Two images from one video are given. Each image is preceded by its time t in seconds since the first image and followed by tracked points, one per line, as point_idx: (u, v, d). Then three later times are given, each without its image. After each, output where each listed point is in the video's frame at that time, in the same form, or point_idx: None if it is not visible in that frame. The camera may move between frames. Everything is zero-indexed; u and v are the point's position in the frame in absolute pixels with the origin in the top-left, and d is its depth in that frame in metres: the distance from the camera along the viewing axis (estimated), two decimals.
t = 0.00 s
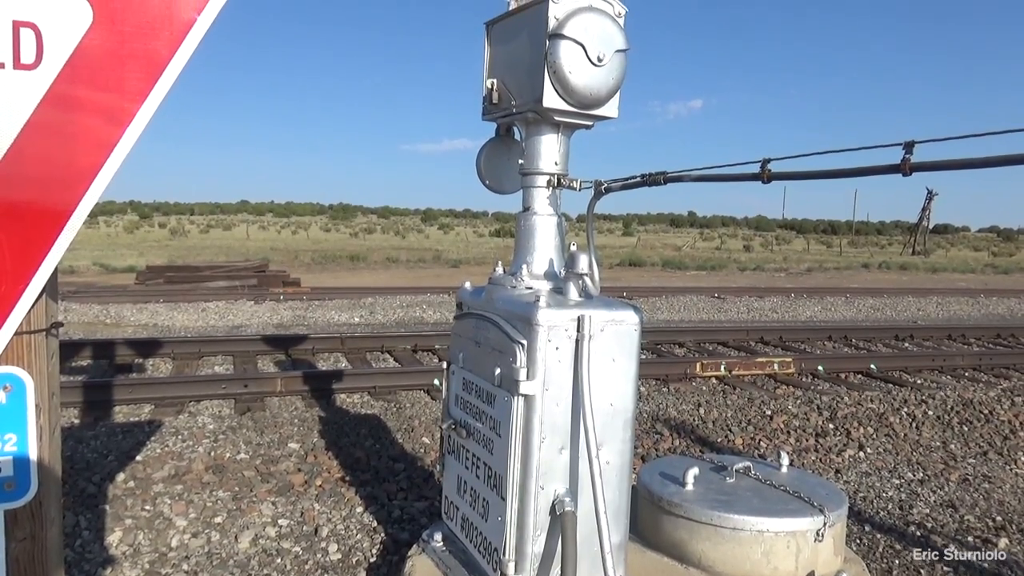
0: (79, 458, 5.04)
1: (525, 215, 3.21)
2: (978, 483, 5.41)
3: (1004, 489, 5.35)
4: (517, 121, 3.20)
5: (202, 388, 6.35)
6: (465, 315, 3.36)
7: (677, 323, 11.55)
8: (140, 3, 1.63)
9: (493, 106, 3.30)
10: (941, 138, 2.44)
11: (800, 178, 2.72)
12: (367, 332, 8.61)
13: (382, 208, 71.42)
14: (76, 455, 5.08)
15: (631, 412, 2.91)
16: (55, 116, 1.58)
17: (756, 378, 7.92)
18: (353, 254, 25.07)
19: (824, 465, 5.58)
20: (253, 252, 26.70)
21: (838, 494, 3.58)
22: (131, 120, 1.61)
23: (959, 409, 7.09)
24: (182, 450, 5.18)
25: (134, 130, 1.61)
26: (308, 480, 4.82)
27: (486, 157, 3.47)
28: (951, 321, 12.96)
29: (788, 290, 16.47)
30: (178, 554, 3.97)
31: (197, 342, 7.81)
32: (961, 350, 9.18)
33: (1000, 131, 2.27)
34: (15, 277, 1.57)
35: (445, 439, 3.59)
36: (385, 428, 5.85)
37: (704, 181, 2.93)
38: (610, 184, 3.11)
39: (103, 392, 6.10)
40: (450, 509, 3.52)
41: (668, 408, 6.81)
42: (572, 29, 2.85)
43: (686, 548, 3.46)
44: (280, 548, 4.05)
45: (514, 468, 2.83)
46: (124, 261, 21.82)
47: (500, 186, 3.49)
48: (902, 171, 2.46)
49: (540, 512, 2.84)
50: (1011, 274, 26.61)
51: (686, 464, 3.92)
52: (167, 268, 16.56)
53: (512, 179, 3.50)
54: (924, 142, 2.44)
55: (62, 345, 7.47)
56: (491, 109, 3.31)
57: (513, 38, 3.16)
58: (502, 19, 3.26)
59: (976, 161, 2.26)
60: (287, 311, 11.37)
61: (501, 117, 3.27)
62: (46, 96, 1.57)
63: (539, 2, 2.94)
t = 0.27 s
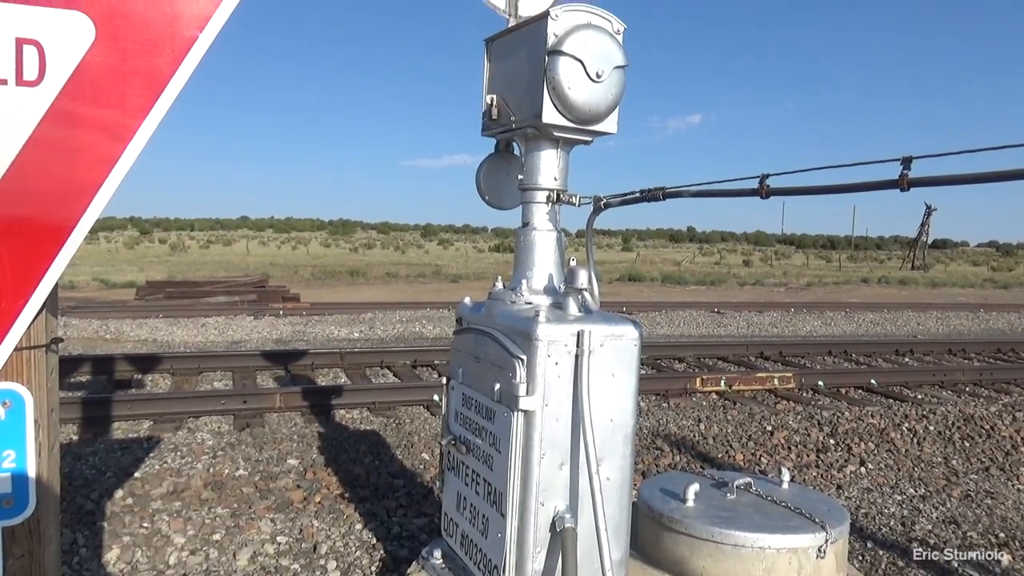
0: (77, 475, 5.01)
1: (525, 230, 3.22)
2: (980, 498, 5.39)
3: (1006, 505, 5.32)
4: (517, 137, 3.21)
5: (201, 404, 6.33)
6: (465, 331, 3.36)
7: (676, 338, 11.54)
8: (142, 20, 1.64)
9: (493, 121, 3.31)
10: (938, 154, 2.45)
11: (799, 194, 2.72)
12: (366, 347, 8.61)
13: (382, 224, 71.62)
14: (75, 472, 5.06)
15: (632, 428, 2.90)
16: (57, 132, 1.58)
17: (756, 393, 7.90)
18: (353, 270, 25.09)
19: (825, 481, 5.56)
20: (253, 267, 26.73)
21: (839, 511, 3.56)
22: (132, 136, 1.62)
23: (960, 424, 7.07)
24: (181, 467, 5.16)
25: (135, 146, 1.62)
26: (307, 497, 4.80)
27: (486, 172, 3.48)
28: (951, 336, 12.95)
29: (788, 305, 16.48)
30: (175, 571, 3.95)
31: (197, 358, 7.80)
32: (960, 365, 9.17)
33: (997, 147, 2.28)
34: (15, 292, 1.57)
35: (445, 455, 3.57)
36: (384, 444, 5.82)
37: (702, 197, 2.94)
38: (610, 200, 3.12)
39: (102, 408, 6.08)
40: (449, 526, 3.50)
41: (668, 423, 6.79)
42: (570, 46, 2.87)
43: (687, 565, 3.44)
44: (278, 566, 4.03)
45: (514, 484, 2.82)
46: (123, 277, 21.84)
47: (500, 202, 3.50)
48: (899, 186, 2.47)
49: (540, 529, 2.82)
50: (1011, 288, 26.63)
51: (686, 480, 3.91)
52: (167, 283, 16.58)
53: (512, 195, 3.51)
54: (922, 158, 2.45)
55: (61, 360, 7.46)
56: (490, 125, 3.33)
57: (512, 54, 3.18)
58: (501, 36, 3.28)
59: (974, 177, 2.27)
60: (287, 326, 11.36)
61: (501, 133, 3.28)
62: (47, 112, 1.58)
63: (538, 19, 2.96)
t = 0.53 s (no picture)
0: (74, 494, 4.98)
1: (524, 248, 3.23)
2: (982, 517, 5.36)
3: (1009, 524, 5.29)
4: (515, 155, 3.23)
5: (199, 423, 6.31)
6: (464, 349, 3.36)
7: (676, 356, 11.52)
8: (144, 40, 1.66)
9: (492, 140, 3.33)
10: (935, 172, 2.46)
11: (797, 212, 2.73)
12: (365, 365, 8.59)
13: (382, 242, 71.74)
14: (72, 491, 5.03)
15: (631, 446, 2.89)
16: (58, 151, 1.59)
17: (756, 411, 7.88)
18: (352, 288, 25.10)
19: (826, 500, 5.53)
20: (252, 285, 26.71)
21: (841, 530, 3.54)
22: (133, 155, 1.63)
23: (961, 442, 7.05)
24: (178, 486, 5.13)
25: (136, 165, 1.63)
26: (305, 516, 4.77)
27: (485, 191, 3.50)
28: (951, 353, 12.93)
29: (787, 323, 16.46)
30: None
31: (195, 377, 7.78)
32: (961, 383, 9.15)
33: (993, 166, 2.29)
34: (15, 311, 1.57)
35: (444, 474, 3.56)
36: (383, 463, 5.80)
37: (701, 215, 2.95)
38: (608, 218, 3.13)
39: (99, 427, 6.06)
40: (448, 546, 3.48)
41: (668, 442, 6.76)
42: (569, 65, 2.89)
43: None
44: None
45: (513, 503, 2.81)
46: (122, 295, 21.83)
47: (499, 220, 3.51)
48: (896, 205, 2.48)
49: (540, 548, 2.80)
50: (1009, 306, 26.66)
51: (686, 498, 3.89)
52: (166, 301, 16.57)
53: (511, 213, 3.52)
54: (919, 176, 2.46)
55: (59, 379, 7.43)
56: (489, 143, 3.35)
57: (511, 74, 3.21)
58: (500, 56, 3.31)
59: (970, 195, 2.28)
60: (286, 345, 11.34)
61: (500, 152, 3.30)
62: (49, 131, 1.59)
63: (537, 39, 2.98)
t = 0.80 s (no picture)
0: (70, 513, 4.95)
1: (523, 265, 3.24)
2: (984, 535, 5.33)
3: (1011, 542, 5.27)
4: (514, 173, 3.25)
5: (196, 441, 6.28)
6: (462, 366, 3.36)
7: (675, 373, 11.51)
8: (145, 59, 1.67)
9: (490, 157, 3.35)
10: (932, 190, 2.47)
11: (794, 229, 2.74)
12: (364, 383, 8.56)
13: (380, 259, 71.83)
14: (68, 510, 5.00)
15: (631, 464, 2.88)
16: (59, 170, 1.60)
17: (756, 429, 7.85)
18: (351, 305, 25.10)
19: (827, 518, 5.50)
20: (251, 302, 26.70)
21: (842, 548, 3.52)
22: (133, 172, 1.63)
23: (961, 459, 7.03)
24: (175, 505, 5.10)
25: (136, 182, 1.64)
26: (302, 535, 4.74)
27: (484, 208, 3.51)
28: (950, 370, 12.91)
29: (786, 340, 16.45)
30: None
31: (193, 394, 7.75)
32: (960, 400, 9.14)
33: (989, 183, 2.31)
34: (13, 328, 1.58)
35: (442, 492, 3.54)
36: (381, 481, 5.77)
37: (699, 232, 2.96)
38: (607, 235, 3.14)
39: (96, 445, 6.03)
40: (446, 564, 3.46)
41: (667, 459, 6.73)
42: (567, 83, 2.91)
43: None
44: None
45: (512, 521, 2.79)
46: (120, 312, 21.80)
47: (498, 237, 3.52)
48: (894, 222, 2.49)
49: (540, 567, 2.78)
50: (1007, 322, 26.68)
51: (687, 517, 3.87)
52: (164, 318, 16.55)
53: (509, 230, 3.54)
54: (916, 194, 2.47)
55: (56, 397, 7.41)
56: (488, 161, 3.37)
57: (510, 92, 3.23)
58: (498, 75, 3.34)
59: (967, 212, 2.29)
60: (284, 362, 11.32)
61: (498, 169, 3.32)
62: (49, 149, 1.60)
63: (535, 58, 3.01)
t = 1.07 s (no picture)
0: (65, 532, 4.92)
1: (521, 282, 3.24)
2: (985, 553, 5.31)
3: (1012, 560, 5.24)
4: (512, 190, 3.26)
5: (193, 459, 6.25)
6: (461, 383, 3.35)
7: (674, 390, 11.49)
8: (146, 78, 1.68)
9: (489, 175, 3.36)
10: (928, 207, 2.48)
11: (791, 246, 2.75)
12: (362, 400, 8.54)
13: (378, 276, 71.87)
14: (63, 528, 4.97)
15: (630, 481, 2.87)
16: (59, 187, 1.61)
17: (755, 446, 7.83)
18: (349, 322, 25.08)
19: (827, 536, 5.47)
20: (249, 319, 26.65)
21: (843, 566, 3.50)
22: (132, 190, 1.64)
23: (961, 477, 7.01)
24: (171, 523, 5.07)
25: (135, 200, 1.64)
26: (299, 554, 4.71)
27: (482, 225, 3.52)
28: (949, 387, 12.90)
29: (785, 356, 16.44)
30: None
31: (190, 412, 7.72)
32: (959, 417, 9.13)
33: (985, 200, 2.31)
34: (12, 345, 1.58)
35: (440, 510, 3.52)
36: (379, 499, 5.74)
37: (696, 249, 2.97)
38: (605, 252, 3.15)
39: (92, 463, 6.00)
40: None
41: (667, 477, 6.71)
42: (565, 102, 2.93)
43: None
44: None
45: (511, 540, 2.77)
46: (118, 329, 21.77)
47: (496, 255, 3.53)
48: (890, 239, 2.50)
49: None
50: (1005, 339, 26.72)
51: (686, 535, 3.86)
52: (162, 335, 16.52)
53: (508, 247, 3.54)
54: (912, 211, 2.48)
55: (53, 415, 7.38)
56: (486, 178, 3.38)
57: (508, 110, 3.25)
58: (496, 93, 3.36)
59: (963, 229, 2.30)
60: (282, 379, 11.29)
61: (497, 187, 3.33)
62: (50, 167, 1.60)
63: (533, 77, 3.03)
